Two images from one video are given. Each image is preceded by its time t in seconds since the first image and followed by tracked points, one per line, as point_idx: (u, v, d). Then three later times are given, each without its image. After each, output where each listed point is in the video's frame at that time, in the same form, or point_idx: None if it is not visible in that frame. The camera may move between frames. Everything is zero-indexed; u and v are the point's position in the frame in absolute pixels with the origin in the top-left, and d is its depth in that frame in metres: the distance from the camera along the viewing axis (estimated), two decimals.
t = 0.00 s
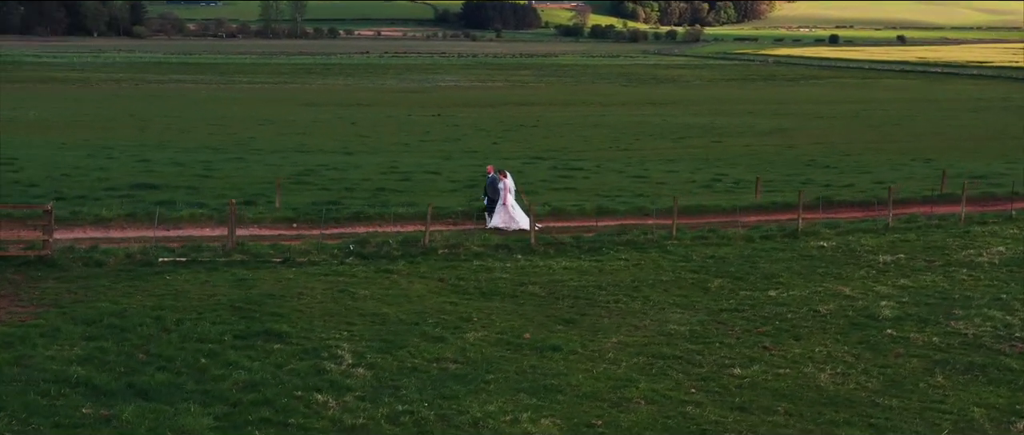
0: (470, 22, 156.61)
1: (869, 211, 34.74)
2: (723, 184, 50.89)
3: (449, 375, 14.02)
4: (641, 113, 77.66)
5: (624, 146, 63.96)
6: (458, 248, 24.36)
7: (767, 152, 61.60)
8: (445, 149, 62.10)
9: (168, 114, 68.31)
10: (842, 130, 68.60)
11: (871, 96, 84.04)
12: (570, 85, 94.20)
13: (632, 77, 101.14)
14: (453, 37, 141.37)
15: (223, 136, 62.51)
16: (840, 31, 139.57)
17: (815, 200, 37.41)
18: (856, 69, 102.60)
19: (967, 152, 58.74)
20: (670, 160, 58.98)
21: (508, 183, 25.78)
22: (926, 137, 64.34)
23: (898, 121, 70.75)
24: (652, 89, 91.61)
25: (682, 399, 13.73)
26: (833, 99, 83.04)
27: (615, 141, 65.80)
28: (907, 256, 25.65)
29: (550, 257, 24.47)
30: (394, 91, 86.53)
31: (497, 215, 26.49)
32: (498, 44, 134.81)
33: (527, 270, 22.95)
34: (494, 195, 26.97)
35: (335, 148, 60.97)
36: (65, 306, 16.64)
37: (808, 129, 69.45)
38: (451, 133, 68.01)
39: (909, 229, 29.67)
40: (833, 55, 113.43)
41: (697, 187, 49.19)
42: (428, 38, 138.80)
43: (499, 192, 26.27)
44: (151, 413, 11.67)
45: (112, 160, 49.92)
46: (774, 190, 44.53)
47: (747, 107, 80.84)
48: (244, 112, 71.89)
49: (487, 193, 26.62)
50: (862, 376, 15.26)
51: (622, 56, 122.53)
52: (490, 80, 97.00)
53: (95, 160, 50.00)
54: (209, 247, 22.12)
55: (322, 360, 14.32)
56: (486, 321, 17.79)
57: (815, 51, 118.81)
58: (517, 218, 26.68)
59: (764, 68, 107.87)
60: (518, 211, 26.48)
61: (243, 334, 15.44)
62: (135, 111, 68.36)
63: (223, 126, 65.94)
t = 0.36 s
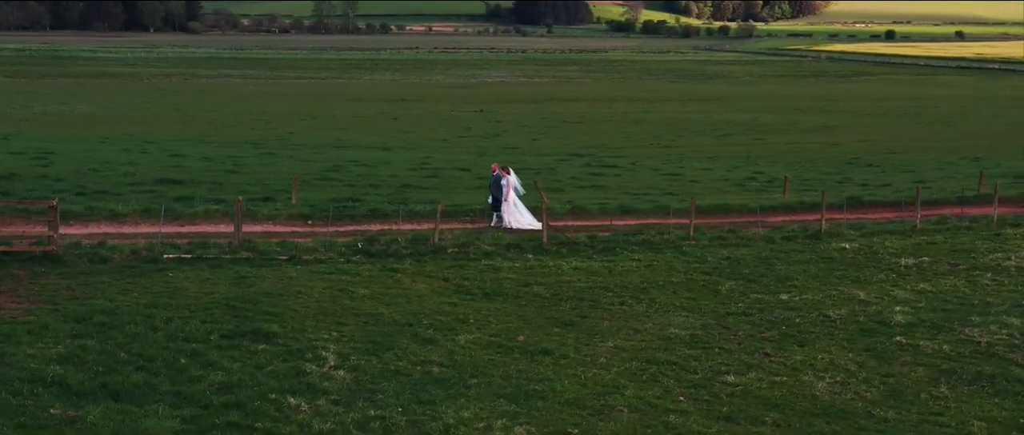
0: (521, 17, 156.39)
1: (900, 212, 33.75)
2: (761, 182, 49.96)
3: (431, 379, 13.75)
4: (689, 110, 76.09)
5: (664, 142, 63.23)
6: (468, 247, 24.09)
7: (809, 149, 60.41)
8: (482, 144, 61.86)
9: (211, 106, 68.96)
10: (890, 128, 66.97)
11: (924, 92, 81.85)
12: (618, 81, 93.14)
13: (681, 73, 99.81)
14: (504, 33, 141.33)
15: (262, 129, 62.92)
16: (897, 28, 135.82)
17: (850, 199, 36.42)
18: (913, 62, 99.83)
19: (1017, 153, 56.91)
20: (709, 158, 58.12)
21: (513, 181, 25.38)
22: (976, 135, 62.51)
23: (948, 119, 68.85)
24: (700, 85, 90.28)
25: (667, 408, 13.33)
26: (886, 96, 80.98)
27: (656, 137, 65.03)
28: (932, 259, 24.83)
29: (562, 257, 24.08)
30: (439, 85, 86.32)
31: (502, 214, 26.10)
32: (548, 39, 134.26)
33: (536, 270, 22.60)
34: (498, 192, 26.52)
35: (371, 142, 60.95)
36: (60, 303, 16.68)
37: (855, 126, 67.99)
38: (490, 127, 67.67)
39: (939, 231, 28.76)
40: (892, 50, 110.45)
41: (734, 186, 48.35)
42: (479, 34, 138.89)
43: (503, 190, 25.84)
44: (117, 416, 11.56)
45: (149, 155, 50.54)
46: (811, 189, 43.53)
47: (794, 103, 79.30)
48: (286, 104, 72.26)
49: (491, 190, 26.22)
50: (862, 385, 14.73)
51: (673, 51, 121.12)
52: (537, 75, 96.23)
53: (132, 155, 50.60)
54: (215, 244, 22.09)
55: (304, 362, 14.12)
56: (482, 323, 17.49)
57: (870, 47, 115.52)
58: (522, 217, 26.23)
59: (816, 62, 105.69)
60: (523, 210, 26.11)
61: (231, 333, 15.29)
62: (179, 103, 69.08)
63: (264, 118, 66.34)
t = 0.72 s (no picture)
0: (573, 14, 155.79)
1: (931, 214, 32.73)
2: (798, 180, 48.98)
3: (409, 383, 13.55)
4: (736, 107, 74.54)
5: (703, 138, 62.33)
6: (476, 246, 23.81)
7: (851, 147, 59.06)
8: (519, 137, 61.45)
9: (252, 99, 69.41)
10: (939, 126, 65.12)
11: (979, 88, 79.39)
12: (666, 77, 91.90)
13: (730, 69, 98.21)
14: (555, 29, 140.85)
15: (300, 121, 63.14)
16: (956, 23, 131.90)
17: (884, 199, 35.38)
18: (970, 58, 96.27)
19: None
20: (748, 155, 57.15)
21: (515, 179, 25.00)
22: None
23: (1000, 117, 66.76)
24: (748, 82, 88.74)
25: (648, 417, 13.02)
26: (940, 92, 78.69)
27: (695, 132, 64.11)
28: (955, 263, 24.02)
29: (572, 258, 23.70)
30: (482, 81, 85.92)
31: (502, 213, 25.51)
32: (598, 36, 133.37)
33: (542, 271, 22.25)
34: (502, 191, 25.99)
35: (407, 135, 60.73)
36: (54, 299, 16.76)
37: (902, 124, 66.30)
38: (529, 121, 67.15)
39: (968, 234, 27.84)
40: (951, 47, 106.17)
41: (769, 185, 47.44)
42: (530, 30, 138.53)
43: (505, 189, 25.32)
44: (82, 418, 11.56)
45: (184, 150, 51.05)
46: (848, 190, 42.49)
47: (842, 100, 77.58)
48: (326, 98, 72.44)
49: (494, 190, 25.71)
50: (857, 395, 14.28)
51: (723, 48, 119.39)
52: (584, 71, 95.31)
53: (166, 150, 51.01)
54: (221, 241, 22.06)
55: (283, 364, 14.00)
56: (476, 324, 17.21)
57: (927, 43, 112.50)
58: (524, 217, 25.69)
59: (869, 59, 103.21)
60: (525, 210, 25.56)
61: (217, 333, 15.22)
62: (220, 96, 69.66)
63: (304, 111, 66.57)
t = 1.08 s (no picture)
0: (621, 13, 155.57)
1: (956, 216, 31.83)
2: (833, 180, 48.00)
3: (383, 387, 13.35)
4: (780, 106, 73.44)
5: (739, 136, 61.46)
6: (481, 247, 23.57)
7: (890, 146, 57.80)
8: (552, 133, 61.03)
9: (290, 96, 69.88)
10: (985, 126, 63.54)
11: None
12: (711, 76, 90.98)
13: (776, 69, 97.03)
14: (602, 28, 140.66)
15: (335, 116, 63.34)
16: (1012, 24, 129.01)
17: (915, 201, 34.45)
18: None
19: None
20: (784, 153, 56.24)
21: (514, 179, 24.83)
22: None
23: None
24: (792, 81, 87.55)
25: (623, 429, 12.73)
26: (991, 92, 76.87)
27: (732, 130, 63.28)
28: (974, 269, 23.28)
29: (577, 260, 23.38)
30: (524, 79, 85.74)
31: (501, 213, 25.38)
32: (645, 34, 132.74)
33: (545, 273, 21.93)
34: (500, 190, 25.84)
35: (440, 131, 60.59)
36: (45, 298, 16.81)
37: (945, 124, 64.79)
38: (565, 118, 66.71)
39: (991, 239, 27.02)
40: (1007, 48, 104.32)
41: (802, 185, 46.56)
42: (577, 28, 138.98)
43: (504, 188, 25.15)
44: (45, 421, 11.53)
45: (216, 147, 51.47)
46: (881, 192, 41.54)
47: (887, 99, 76.11)
48: (364, 96, 72.71)
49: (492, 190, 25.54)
50: (846, 407, 13.87)
51: (771, 46, 118.10)
52: (628, 70, 94.71)
53: (197, 147, 51.38)
54: (224, 241, 22.06)
55: (258, 367, 13.86)
56: (466, 328, 16.98)
57: (981, 43, 110.22)
58: (525, 216, 25.58)
59: (920, 58, 101.27)
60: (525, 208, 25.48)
61: (200, 334, 15.15)
62: (258, 93, 70.22)
63: (339, 107, 66.79)
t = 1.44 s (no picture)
0: (672, 12, 154.67)
1: (987, 221, 30.92)
2: (870, 181, 47.00)
3: (361, 393, 13.30)
4: (825, 106, 72.24)
5: (778, 136, 60.53)
6: (489, 250, 23.37)
7: (933, 147, 56.47)
8: (588, 132, 60.62)
9: (330, 94, 70.23)
10: None
11: None
12: (758, 75, 89.76)
13: (825, 68, 95.50)
14: (652, 26, 140.46)
15: (372, 115, 63.52)
16: None
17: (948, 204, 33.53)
18: None
19: None
20: (821, 152, 55.23)
21: (514, 181, 24.62)
22: None
23: None
24: (841, 81, 86.00)
25: None
26: None
27: (772, 130, 62.34)
28: (995, 276, 22.58)
29: (586, 264, 23.09)
30: (567, 78, 85.33)
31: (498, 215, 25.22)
32: (694, 33, 131.86)
33: (550, 277, 21.67)
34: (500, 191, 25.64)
35: (475, 129, 60.48)
36: (42, 297, 16.93)
37: (993, 126, 63.15)
38: (602, 117, 66.20)
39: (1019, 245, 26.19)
40: None
41: (838, 185, 45.63)
42: (627, 27, 138.88)
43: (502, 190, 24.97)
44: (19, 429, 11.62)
45: (251, 143, 51.81)
46: (917, 195, 40.55)
47: (936, 100, 74.35)
48: (404, 94, 72.84)
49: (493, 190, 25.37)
50: (835, 420, 13.54)
51: (821, 46, 116.37)
52: (673, 69, 93.82)
53: (232, 143, 51.78)
54: (231, 241, 22.13)
55: (239, 371, 13.81)
56: (459, 332, 16.81)
57: None
58: (523, 220, 25.40)
59: (975, 58, 98.88)
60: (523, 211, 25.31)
61: (188, 335, 15.09)
62: (298, 91, 70.69)
63: (377, 106, 66.96)
